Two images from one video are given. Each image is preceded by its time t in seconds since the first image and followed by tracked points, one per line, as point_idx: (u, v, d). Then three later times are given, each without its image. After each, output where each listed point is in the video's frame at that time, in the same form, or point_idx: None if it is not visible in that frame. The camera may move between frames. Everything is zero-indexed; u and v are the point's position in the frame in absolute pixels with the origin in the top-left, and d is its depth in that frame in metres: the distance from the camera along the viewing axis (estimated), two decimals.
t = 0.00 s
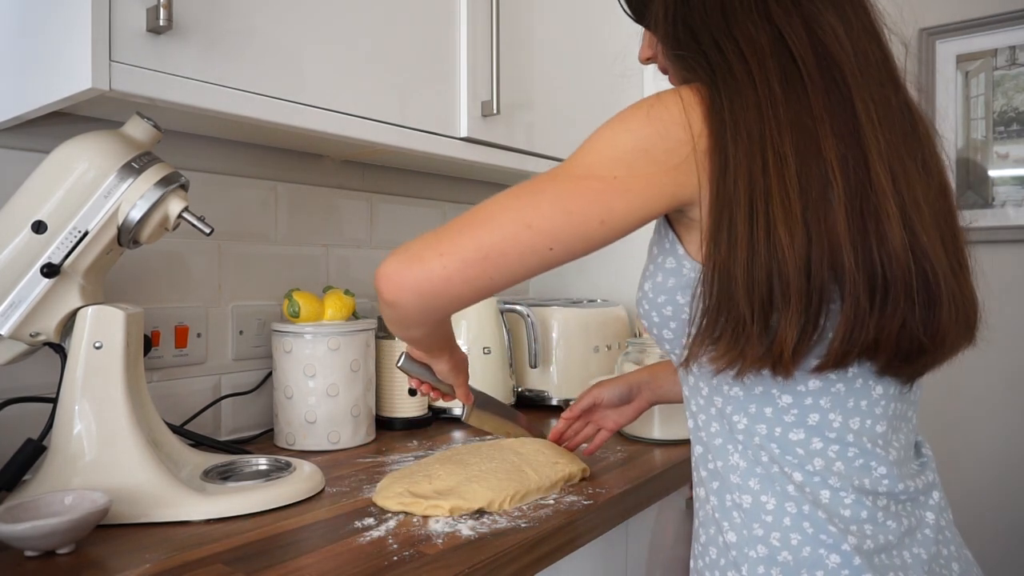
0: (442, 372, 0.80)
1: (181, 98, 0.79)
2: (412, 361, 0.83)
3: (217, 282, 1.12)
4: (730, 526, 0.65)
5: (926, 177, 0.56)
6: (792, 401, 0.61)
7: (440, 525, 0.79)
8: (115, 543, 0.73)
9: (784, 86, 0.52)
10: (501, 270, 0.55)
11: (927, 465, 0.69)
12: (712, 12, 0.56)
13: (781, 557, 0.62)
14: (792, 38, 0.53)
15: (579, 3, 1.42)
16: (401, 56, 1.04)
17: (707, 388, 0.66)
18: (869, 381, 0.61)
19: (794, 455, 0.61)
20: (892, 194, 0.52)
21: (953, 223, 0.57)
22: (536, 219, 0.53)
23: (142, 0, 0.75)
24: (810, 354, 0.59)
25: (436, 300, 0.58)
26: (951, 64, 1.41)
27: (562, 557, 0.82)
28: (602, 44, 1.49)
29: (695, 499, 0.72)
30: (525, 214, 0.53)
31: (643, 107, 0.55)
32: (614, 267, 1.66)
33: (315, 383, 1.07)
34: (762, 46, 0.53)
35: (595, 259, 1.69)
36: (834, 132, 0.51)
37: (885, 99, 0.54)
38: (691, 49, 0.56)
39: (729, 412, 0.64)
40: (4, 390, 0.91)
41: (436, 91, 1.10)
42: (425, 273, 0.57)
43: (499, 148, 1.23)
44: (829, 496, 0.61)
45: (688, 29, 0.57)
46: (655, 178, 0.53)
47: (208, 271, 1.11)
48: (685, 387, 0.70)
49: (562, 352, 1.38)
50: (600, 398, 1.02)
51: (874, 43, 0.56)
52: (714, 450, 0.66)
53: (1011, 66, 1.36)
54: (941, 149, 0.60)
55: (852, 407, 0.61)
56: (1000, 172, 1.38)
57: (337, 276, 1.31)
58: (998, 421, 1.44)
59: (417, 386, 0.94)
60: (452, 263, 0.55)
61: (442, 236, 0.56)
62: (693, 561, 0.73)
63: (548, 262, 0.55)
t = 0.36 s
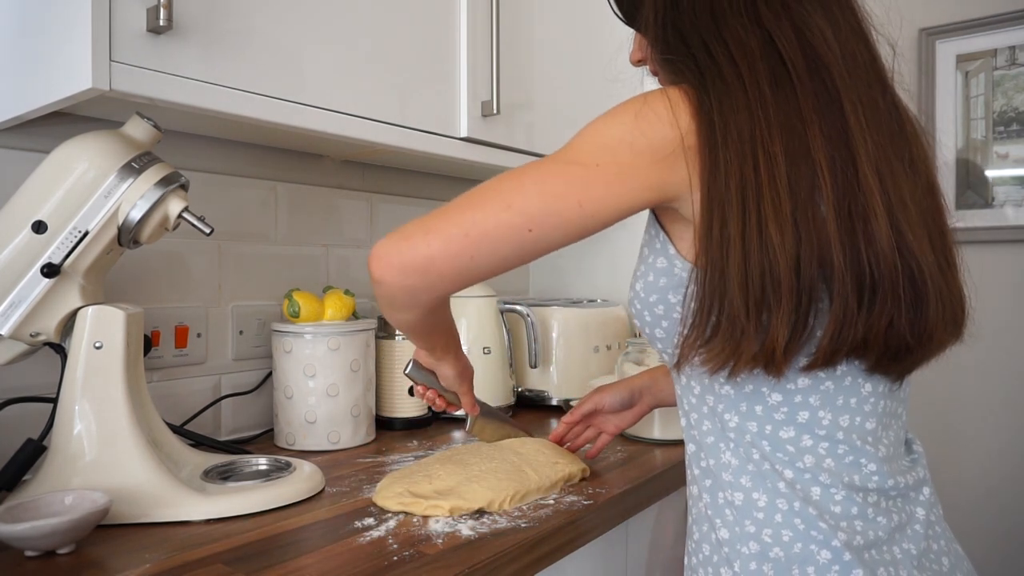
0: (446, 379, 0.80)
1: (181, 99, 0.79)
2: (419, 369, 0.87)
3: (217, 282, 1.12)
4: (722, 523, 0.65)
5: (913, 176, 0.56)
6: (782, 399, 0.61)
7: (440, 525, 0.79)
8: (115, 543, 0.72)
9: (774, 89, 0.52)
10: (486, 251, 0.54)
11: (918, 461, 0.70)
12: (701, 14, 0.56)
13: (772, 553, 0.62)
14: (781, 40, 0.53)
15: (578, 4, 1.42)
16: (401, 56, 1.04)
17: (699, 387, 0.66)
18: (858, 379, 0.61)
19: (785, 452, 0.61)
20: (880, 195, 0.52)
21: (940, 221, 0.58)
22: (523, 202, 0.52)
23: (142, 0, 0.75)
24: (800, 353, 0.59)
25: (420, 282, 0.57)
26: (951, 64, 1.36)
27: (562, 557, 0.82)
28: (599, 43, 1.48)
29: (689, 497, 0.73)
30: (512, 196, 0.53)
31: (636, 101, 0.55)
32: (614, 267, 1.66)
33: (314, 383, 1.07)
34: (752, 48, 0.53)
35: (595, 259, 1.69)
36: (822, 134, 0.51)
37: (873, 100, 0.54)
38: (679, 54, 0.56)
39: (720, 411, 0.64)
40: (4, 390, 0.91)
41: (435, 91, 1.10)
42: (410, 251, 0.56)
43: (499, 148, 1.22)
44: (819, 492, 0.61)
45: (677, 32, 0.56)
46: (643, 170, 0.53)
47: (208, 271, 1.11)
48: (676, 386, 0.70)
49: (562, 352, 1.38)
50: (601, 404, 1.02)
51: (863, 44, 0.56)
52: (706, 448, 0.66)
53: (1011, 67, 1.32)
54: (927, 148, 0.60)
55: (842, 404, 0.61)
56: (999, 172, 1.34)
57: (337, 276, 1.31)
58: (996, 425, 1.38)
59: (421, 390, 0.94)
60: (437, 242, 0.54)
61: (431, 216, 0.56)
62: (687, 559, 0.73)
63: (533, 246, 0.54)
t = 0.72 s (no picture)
0: (440, 366, 0.80)
1: (181, 98, 0.79)
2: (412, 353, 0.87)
3: (217, 282, 1.12)
4: (714, 521, 0.65)
5: (910, 177, 0.56)
6: (775, 398, 0.61)
7: (440, 525, 0.79)
8: (115, 543, 0.72)
9: (770, 90, 0.52)
10: (480, 244, 0.54)
11: (912, 460, 0.70)
12: (698, 15, 0.56)
13: (762, 551, 0.62)
14: (778, 42, 0.53)
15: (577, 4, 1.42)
16: (401, 56, 1.04)
17: (693, 385, 0.65)
18: (851, 378, 0.61)
19: (777, 450, 0.61)
20: (875, 196, 0.52)
21: (935, 221, 0.58)
22: (518, 196, 0.52)
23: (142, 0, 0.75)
24: (796, 354, 0.59)
25: (413, 274, 0.57)
26: (951, 65, 1.36)
27: (562, 557, 0.82)
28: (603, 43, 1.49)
29: (683, 495, 0.73)
30: (508, 189, 0.53)
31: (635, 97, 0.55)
32: (614, 267, 1.66)
33: (315, 383, 1.07)
34: (748, 50, 0.53)
35: (595, 259, 1.69)
36: (819, 136, 0.51)
37: (868, 101, 0.54)
38: (676, 54, 0.56)
39: (714, 409, 0.64)
40: (4, 390, 0.91)
41: (435, 91, 1.10)
42: (404, 242, 0.55)
43: (499, 148, 1.22)
44: (810, 491, 0.61)
45: (674, 33, 0.56)
46: (639, 168, 0.53)
47: (208, 271, 1.11)
48: (672, 384, 0.70)
49: (562, 352, 1.39)
50: (604, 407, 1.01)
51: (860, 45, 0.56)
52: (699, 446, 0.66)
53: (1012, 66, 1.31)
54: (923, 147, 0.60)
55: (834, 404, 0.61)
56: (999, 172, 1.33)
57: (337, 276, 1.31)
58: (994, 425, 1.38)
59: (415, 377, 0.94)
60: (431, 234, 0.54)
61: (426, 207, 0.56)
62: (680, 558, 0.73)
63: (526, 241, 0.54)
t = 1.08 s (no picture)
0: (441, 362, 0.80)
1: (181, 99, 0.79)
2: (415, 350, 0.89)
3: (217, 282, 1.12)
4: (711, 522, 0.65)
5: (905, 177, 0.56)
6: (770, 398, 0.61)
7: (440, 525, 0.79)
8: (114, 543, 0.72)
9: (765, 91, 0.52)
10: (473, 240, 0.54)
11: (909, 460, 0.70)
12: (693, 17, 0.56)
13: (759, 552, 0.62)
14: (772, 43, 0.53)
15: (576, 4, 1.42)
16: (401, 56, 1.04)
17: (690, 386, 0.66)
18: (847, 378, 0.61)
19: (773, 450, 0.61)
20: (869, 196, 0.52)
21: (930, 219, 0.58)
22: (513, 193, 0.52)
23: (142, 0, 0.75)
24: (791, 354, 0.59)
25: (407, 269, 0.57)
26: (951, 65, 1.35)
27: (563, 557, 0.82)
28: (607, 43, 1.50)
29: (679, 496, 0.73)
30: (503, 186, 0.53)
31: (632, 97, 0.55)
32: (614, 267, 1.66)
33: (314, 383, 1.07)
34: (743, 50, 0.53)
35: (594, 259, 1.69)
36: (813, 136, 0.51)
37: (863, 101, 0.54)
38: (671, 54, 0.56)
39: (710, 409, 0.64)
40: (4, 390, 0.91)
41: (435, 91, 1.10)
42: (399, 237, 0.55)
43: (499, 148, 1.22)
44: (807, 491, 0.61)
45: (670, 35, 0.56)
46: (634, 167, 0.53)
47: (208, 271, 1.11)
48: (669, 385, 0.70)
49: (562, 352, 1.39)
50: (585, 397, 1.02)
51: (855, 47, 0.56)
52: (695, 447, 0.66)
53: (1011, 66, 1.31)
54: (920, 147, 0.60)
55: (830, 403, 0.61)
56: (999, 172, 1.33)
57: (337, 276, 1.32)
58: (993, 425, 1.37)
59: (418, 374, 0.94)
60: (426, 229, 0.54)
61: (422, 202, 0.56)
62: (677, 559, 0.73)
63: (520, 238, 0.54)
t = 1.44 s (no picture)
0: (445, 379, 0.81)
1: (181, 99, 0.79)
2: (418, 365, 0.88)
3: (217, 282, 1.12)
4: (705, 523, 0.65)
5: (898, 178, 0.56)
6: (763, 398, 0.61)
7: (440, 525, 0.79)
8: (114, 543, 0.72)
9: (756, 93, 0.52)
10: (467, 244, 0.54)
11: (903, 461, 0.70)
12: (685, 17, 0.56)
13: (753, 553, 0.62)
14: (763, 44, 0.53)
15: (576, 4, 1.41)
16: (401, 56, 1.04)
17: (683, 387, 0.66)
18: (839, 378, 0.61)
19: (767, 451, 0.61)
20: (861, 197, 0.52)
21: (922, 219, 0.58)
22: (505, 194, 0.52)
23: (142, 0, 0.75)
24: (782, 354, 0.59)
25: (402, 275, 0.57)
26: (951, 64, 1.35)
27: (562, 557, 0.82)
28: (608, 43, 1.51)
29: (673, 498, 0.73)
30: (494, 189, 0.53)
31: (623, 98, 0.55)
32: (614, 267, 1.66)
33: (314, 383, 1.07)
34: (734, 52, 0.53)
35: (594, 259, 1.69)
36: (804, 136, 0.51)
37: (855, 102, 0.54)
38: (663, 56, 0.56)
39: (704, 410, 0.64)
40: (4, 390, 0.91)
41: (434, 91, 1.09)
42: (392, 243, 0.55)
43: (498, 148, 1.22)
44: (801, 492, 0.61)
45: (661, 36, 0.56)
46: (625, 168, 0.53)
47: (208, 271, 1.11)
48: (662, 386, 0.70)
49: (562, 352, 1.38)
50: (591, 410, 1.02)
51: (848, 48, 0.56)
52: (689, 448, 0.66)
53: (1012, 66, 1.31)
54: (913, 148, 0.60)
55: (823, 404, 0.61)
56: (999, 172, 1.32)
57: (337, 276, 1.32)
58: (991, 425, 1.35)
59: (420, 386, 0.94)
60: (419, 235, 0.54)
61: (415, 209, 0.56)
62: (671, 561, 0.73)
63: (514, 240, 0.54)
